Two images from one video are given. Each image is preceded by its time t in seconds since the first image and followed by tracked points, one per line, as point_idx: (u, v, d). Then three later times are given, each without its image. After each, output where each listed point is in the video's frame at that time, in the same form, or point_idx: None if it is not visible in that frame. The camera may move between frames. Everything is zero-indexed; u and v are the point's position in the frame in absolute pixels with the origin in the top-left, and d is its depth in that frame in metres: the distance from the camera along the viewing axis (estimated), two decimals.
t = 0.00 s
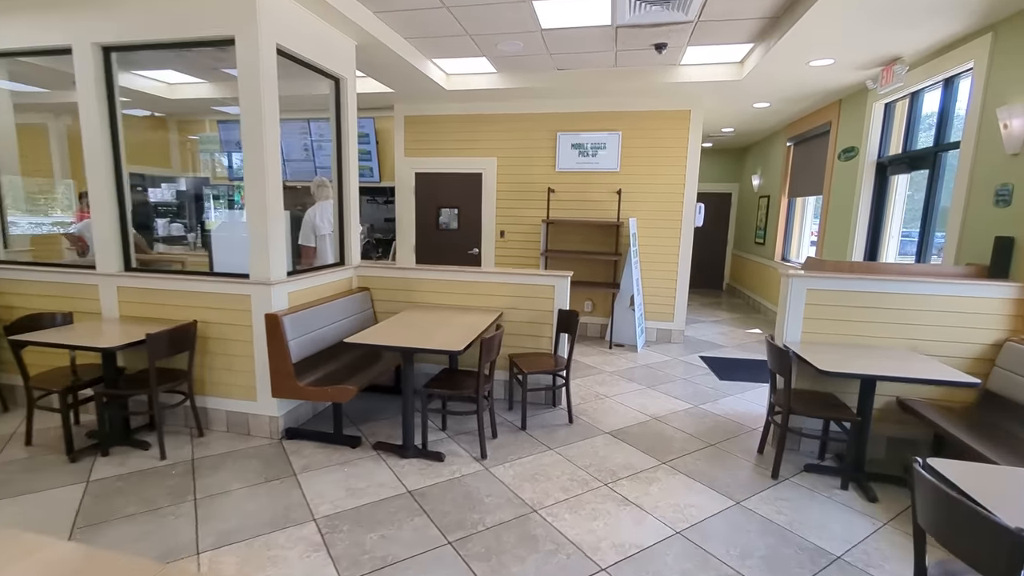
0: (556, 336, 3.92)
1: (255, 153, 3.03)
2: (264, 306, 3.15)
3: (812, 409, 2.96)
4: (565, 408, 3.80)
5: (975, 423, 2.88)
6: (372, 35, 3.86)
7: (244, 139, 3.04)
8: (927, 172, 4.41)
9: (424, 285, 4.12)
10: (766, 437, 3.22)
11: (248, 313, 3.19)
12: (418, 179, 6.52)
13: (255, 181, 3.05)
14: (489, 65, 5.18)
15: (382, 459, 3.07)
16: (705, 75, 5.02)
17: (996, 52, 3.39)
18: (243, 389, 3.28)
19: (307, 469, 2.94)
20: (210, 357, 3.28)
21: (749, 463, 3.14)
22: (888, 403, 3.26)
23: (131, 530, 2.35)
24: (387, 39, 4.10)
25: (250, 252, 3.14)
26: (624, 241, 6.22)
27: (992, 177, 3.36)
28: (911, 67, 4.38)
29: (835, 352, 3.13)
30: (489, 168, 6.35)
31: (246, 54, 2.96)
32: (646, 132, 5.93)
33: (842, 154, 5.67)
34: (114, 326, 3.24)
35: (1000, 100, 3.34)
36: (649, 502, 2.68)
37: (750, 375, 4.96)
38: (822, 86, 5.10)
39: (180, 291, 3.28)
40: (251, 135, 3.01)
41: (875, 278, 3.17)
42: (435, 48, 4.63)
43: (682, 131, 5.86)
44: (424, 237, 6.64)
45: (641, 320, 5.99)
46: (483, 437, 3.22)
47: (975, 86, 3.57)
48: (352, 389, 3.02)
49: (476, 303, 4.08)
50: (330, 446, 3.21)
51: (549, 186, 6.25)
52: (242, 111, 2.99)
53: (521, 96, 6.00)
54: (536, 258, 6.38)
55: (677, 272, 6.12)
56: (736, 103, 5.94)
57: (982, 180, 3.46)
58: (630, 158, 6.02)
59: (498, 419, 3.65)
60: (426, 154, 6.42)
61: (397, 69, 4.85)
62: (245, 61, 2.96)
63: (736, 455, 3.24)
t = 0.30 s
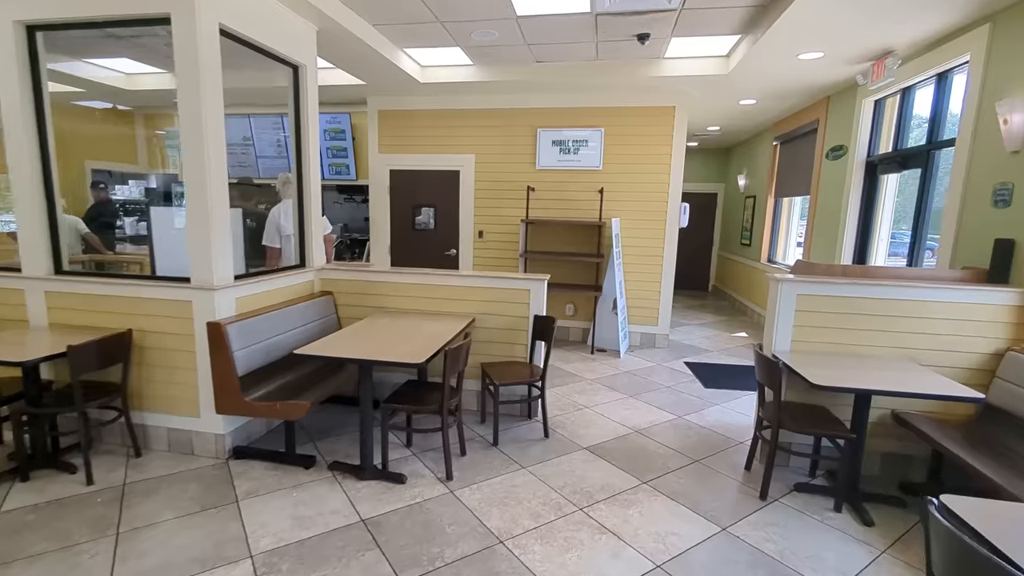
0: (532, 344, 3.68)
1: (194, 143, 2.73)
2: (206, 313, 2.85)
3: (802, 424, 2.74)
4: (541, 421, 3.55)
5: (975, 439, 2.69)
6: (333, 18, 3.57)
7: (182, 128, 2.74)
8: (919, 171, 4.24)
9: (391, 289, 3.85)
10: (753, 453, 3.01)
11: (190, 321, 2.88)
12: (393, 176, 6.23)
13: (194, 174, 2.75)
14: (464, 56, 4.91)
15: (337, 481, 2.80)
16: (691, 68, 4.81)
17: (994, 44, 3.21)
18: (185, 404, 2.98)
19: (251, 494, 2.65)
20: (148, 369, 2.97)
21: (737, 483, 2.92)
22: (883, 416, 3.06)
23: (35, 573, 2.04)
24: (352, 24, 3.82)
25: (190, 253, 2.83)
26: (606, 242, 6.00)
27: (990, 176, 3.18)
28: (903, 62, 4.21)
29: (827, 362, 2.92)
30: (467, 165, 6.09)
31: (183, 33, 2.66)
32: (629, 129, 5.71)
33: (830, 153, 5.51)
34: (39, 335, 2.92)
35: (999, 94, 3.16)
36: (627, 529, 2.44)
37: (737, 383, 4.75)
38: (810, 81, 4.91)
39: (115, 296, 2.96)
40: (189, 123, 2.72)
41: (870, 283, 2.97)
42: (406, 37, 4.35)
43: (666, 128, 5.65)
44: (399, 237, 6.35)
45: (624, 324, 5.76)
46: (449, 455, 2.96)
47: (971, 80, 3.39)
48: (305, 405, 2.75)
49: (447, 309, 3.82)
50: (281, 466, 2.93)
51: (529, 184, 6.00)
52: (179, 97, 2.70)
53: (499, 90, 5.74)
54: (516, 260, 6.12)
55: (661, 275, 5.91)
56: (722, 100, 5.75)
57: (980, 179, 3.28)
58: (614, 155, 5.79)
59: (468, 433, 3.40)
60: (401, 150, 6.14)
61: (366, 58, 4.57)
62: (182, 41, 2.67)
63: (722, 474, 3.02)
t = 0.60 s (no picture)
0: (513, 357, 3.41)
1: (130, 138, 2.45)
2: (147, 325, 2.58)
3: (805, 452, 2.47)
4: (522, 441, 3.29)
5: (999, 469, 2.42)
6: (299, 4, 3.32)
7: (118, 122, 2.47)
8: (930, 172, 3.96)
9: (363, 297, 3.58)
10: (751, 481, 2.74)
11: (130, 333, 2.61)
12: (376, 176, 5.97)
13: (131, 170, 2.48)
14: (448, 48, 4.64)
15: (291, 513, 2.53)
16: (688, 62, 4.53)
17: (1016, 34, 2.93)
18: (127, 425, 2.71)
19: (193, 529, 2.38)
20: (86, 387, 2.70)
21: (734, 515, 2.65)
22: (895, 440, 2.79)
23: None
24: (322, 12, 3.56)
25: (128, 258, 2.56)
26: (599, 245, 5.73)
27: (1012, 177, 2.91)
28: (914, 54, 3.93)
29: (832, 381, 2.66)
30: (454, 164, 5.82)
31: (117, 14, 2.38)
32: (623, 126, 5.44)
33: (834, 153, 5.24)
34: None
35: (1021, 87, 2.89)
36: (610, 573, 2.17)
37: (735, 395, 4.48)
38: (814, 76, 4.64)
39: (49, 306, 2.69)
40: (126, 115, 2.45)
41: (880, 294, 2.70)
42: (384, 27, 4.09)
43: (662, 125, 5.38)
44: (383, 240, 6.09)
45: (618, 332, 5.49)
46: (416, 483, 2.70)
47: (990, 73, 3.12)
48: (255, 429, 2.48)
49: (423, 319, 3.55)
50: (232, 494, 2.67)
51: (519, 184, 5.73)
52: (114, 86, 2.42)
53: (487, 86, 5.48)
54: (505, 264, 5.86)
55: (656, 280, 5.65)
56: (721, 96, 5.48)
57: (999, 180, 3.01)
58: (607, 154, 5.52)
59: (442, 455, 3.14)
60: (385, 149, 5.88)
61: (342, 51, 4.31)
62: (116, 25, 2.39)
63: (718, 504, 2.75)
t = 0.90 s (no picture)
0: (503, 370, 3.15)
1: (75, 132, 2.23)
2: (96, 337, 2.35)
3: (824, 483, 2.20)
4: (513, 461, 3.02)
5: None
6: None
7: (63, 116, 2.25)
8: (959, 170, 3.66)
9: (344, 304, 3.34)
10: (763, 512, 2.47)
11: (78, 346, 2.39)
12: (370, 176, 5.74)
13: (77, 167, 2.26)
14: (441, 40, 4.41)
15: (251, 545, 2.29)
16: (696, 53, 4.26)
17: None
18: (77, 445, 2.49)
19: (138, 564, 2.13)
20: (35, 404, 2.49)
21: (744, 550, 2.37)
22: (926, 468, 2.50)
23: None
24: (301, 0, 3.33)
25: (75, 263, 2.34)
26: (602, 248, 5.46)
27: None
28: (940, 43, 3.64)
29: (855, 402, 2.37)
30: (450, 163, 5.58)
31: None
32: (627, 123, 5.17)
33: (851, 151, 4.94)
34: None
35: None
36: None
37: (745, 409, 4.19)
38: (830, 67, 4.35)
39: None
40: (70, 107, 2.23)
41: (910, 305, 2.41)
42: (371, 16, 3.85)
43: (668, 122, 5.10)
44: (377, 242, 5.85)
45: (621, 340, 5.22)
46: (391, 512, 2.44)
47: None
48: (210, 454, 2.24)
49: (408, 328, 3.30)
50: (189, 522, 2.43)
51: (518, 184, 5.48)
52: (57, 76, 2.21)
53: (485, 81, 5.23)
54: (502, 267, 5.60)
55: (662, 285, 5.36)
56: (731, 91, 5.19)
57: None
58: (610, 153, 5.25)
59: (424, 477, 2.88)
60: (378, 147, 5.65)
61: (328, 44, 4.08)
62: (59, 8, 2.17)
63: (726, 536, 2.47)
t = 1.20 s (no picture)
0: (494, 386, 2.85)
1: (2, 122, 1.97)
2: (28, 350, 2.08)
3: (858, 527, 1.88)
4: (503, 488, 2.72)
5: None
6: None
7: None
8: (996, 169, 3.34)
9: (322, 313, 3.06)
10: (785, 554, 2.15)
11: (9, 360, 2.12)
12: (362, 175, 5.47)
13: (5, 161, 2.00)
14: (434, 30, 4.14)
15: None
16: (708, 43, 3.95)
17: None
18: (12, 471, 2.22)
19: None
20: None
21: None
22: (975, 506, 2.17)
23: None
24: None
25: (6, 269, 2.08)
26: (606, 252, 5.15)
27: None
28: (977, 29, 3.31)
29: (894, 430, 2.05)
30: (446, 162, 5.30)
31: None
32: (634, 119, 4.87)
33: (873, 148, 4.61)
34: None
35: None
36: None
37: (761, 427, 3.86)
38: (852, 57, 4.02)
39: None
40: None
41: (958, 319, 2.09)
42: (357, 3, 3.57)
43: (677, 118, 4.79)
44: (370, 245, 5.58)
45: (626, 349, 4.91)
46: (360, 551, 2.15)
47: None
48: (152, 487, 1.96)
49: (390, 339, 3.01)
50: (133, 561, 2.15)
51: (517, 184, 5.19)
52: None
53: (482, 76, 4.95)
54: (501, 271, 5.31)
55: (670, 291, 5.05)
56: (744, 85, 4.88)
57: None
58: (615, 151, 4.95)
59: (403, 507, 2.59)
60: (371, 145, 5.39)
61: (312, 33, 3.81)
62: None
63: None
